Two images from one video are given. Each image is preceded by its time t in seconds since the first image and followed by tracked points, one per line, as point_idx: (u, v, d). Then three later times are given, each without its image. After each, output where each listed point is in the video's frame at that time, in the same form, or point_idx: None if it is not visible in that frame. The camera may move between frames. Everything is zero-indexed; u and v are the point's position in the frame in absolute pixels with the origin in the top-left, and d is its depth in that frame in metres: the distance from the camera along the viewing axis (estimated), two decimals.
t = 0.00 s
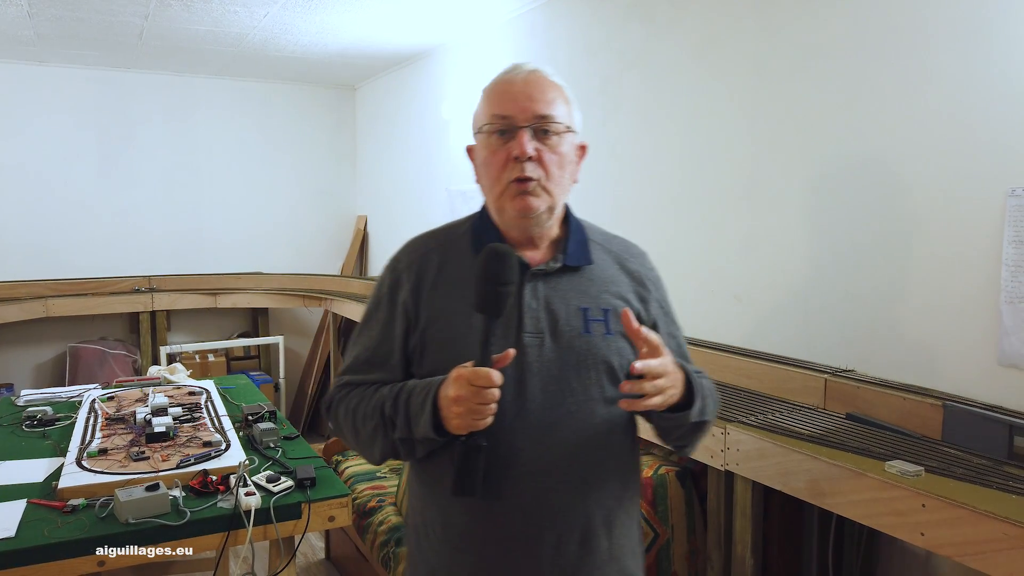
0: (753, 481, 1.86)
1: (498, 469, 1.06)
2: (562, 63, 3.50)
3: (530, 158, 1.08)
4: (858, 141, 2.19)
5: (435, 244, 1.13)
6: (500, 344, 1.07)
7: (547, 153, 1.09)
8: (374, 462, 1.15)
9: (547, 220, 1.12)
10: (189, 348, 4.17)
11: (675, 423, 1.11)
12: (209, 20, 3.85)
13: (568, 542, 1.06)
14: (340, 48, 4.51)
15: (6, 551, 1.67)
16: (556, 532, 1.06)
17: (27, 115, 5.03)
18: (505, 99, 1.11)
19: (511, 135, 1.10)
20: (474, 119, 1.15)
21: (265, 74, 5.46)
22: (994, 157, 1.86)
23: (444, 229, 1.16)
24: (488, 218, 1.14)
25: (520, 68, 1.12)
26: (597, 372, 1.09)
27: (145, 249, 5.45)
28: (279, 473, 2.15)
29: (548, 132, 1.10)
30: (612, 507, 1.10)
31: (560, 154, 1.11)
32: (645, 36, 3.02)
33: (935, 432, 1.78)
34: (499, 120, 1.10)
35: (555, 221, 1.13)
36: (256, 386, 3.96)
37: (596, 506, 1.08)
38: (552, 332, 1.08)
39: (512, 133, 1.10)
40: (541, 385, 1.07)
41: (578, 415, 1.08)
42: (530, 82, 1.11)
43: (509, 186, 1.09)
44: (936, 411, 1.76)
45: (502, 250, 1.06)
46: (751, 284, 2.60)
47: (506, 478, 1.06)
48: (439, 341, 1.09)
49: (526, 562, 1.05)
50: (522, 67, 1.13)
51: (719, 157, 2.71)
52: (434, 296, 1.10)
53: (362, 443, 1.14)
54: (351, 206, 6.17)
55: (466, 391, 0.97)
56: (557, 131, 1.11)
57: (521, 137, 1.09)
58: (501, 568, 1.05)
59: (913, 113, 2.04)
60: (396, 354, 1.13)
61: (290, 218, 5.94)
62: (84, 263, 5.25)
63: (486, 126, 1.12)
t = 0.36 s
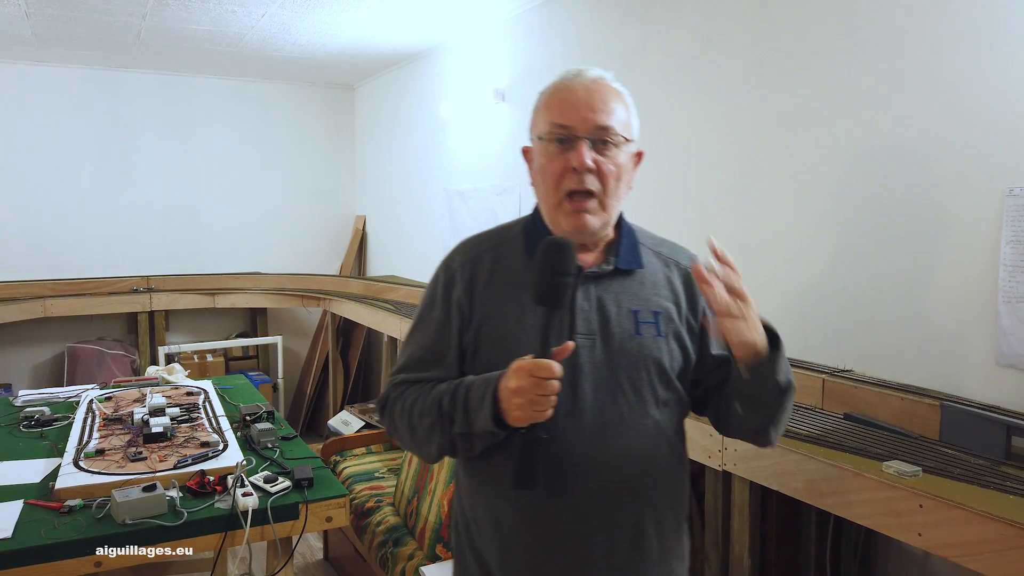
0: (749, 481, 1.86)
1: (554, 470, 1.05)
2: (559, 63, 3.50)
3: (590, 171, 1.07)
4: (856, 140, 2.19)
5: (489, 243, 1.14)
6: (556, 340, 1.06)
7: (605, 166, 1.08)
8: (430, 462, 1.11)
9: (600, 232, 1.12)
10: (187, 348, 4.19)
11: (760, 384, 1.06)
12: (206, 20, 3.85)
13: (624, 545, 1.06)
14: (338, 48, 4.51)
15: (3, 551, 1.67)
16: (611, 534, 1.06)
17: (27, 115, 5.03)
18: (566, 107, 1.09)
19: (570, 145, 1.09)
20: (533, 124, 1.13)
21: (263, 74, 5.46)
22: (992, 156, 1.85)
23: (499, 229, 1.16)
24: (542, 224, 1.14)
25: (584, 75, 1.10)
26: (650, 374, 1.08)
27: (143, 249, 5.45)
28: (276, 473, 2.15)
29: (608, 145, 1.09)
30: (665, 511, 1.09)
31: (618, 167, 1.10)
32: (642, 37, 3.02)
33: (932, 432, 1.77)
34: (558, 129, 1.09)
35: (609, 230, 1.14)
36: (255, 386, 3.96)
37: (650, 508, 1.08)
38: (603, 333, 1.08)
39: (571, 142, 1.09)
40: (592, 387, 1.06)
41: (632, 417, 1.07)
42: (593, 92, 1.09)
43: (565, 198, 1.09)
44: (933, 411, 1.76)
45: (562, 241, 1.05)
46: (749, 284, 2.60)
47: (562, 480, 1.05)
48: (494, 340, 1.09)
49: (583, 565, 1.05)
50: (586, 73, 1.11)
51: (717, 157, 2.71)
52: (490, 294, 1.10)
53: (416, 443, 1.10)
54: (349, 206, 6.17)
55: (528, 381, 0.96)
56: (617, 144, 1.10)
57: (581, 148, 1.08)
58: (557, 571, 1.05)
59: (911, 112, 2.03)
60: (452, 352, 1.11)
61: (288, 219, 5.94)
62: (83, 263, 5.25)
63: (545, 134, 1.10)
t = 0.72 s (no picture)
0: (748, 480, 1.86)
1: (576, 463, 1.11)
2: (558, 62, 3.49)
3: (621, 167, 1.11)
4: (855, 141, 2.19)
5: (518, 239, 1.20)
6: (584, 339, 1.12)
7: (637, 162, 1.12)
8: (450, 451, 1.17)
9: (630, 227, 1.16)
10: (186, 348, 4.19)
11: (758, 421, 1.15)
12: (205, 19, 3.85)
13: (639, 538, 1.13)
14: (337, 47, 4.50)
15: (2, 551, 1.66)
16: (627, 528, 1.12)
17: (25, 115, 5.03)
18: (602, 105, 1.13)
19: (604, 142, 1.13)
20: (569, 122, 1.17)
21: (262, 73, 5.46)
22: (990, 155, 1.85)
23: (528, 225, 1.23)
24: (574, 221, 1.19)
25: (619, 73, 1.14)
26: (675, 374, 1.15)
27: (142, 249, 5.45)
28: (275, 473, 2.15)
29: (641, 142, 1.13)
30: (679, 507, 1.16)
31: (651, 163, 1.13)
32: (641, 36, 3.01)
33: (929, 432, 1.77)
34: (593, 127, 1.13)
35: (638, 226, 1.18)
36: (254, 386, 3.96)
37: (665, 503, 1.15)
38: (631, 332, 1.14)
39: (604, 139, 1.13)
40: (619, 382, 1.12)
41: (654, 414, 1.14)
42: (628, 90, 1.13)
43: (596, 193, 1.13)
44: (931, 411, 1.76)
45: (596, 246, 1.05)
46: (747, 283, 2.60)
47: (583, 473, 1.11)
48: (520, 334, 1.14)
49: (599, 556, 1.11)
50: (621, 72, 1.15)
51: (716, 157, 2.71)
52: (516, 289, 1.15)
53: (439, 430, 1.17)
54: (348, 206, 6.17)
55: (554, 381, 0.98)
56: (650, 141, 1.14)
57: (613, 144, 1.12)
58: (573, 560, 1.11)
59: (908, 112, 2.03)
60: (478, 343, 1.18)
61: (287, 218, 5.93)
62: (81, 263, 5.25)
63: (581, 131, 1.15)
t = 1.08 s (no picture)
0: (746, 479, 1.86)
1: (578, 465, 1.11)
2: (556, 61, 3.49)
3: (622, 177, 1.11)
4: (853, 141, 2.19)
5: (515, 243, 1.20)
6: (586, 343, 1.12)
7: (636, 172, 1.13)
8: (452, 457, 1.18)
9: (627, 237, 1.16)
10: (184, 348, 4.19)
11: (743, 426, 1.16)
12: (203, 18, 3.84)
13: (643, 539, 1.13)
14: (335, 46, 4.50)
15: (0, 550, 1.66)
16: (632, 530, 1.12)
17: (23, 114, 5.02)
18: (604, 112, 1.13)
19: (605, 150, 1.13)
20: (570, 126, 1.18)
21: (260, 72, 5.45)
22: (989, 155, 1.85)
23: (525, 229, 1.23)
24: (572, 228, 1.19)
25: (623, 79, 1.14)
26: (674, 378, 1.15)
27: (139, 249, 5.44)
28: (273, 473, 2.15)
29: (642, 151, 1.13)
30: (682, 508, 1.17)
31: (650, 173, 1.14)
32: (640, 35, 3.01)
33: (928, 432, 1.77)
34: (595, 133, 1.13)
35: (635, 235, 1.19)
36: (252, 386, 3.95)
37: (669, 505, 1.15)
38: (631, 336, 1.14)
39: (605, 147, 1.13)
40: (621, 386, 1.12)
41: (657, 417, 1.14)
42: (631, 96, 1.13)
43: (596, 204, 1.13)
44: (929, 411, 1.76)
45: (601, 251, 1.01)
46: (746, 283, 2.60)
47: (587, 476, 1.11)
48: (521, 339, 1.14)
49: (604, 558, 1.11)
50: (625, 77, 1.14)
51: (715, 156, 2.71)
52: (515, 294, 1.15)
53: (441, 435, 1.17)
54: (346, 205, 6.17)
55: (561, 386, 0.97)
56: (651, 150, 1.14)
57: (615, 153, 1.12)
58: (579, 563, 1.11)
59: (906, 112, 2.03)
60: (477, 349, 1.18)
61: (285, 217, 5.93)
62: (79, 263, 5.24)
63: (582, 137, 1.15)
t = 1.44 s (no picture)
0: (744, 478, 1.85)
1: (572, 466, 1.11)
2: (554, 61, 3.49)
3: (608, 168, 1.12)
4: (850, 140, 2.18)
5: (503, 246, 1.19)
6: (578, 348, 1.12)
7: (623, 164, 1.13)
8: (444, 462, 1.18)
9: (614, 231, 1.16)
10: (180, 347, 4.17)
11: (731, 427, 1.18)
12: (199, 17, 3.83)
13: (638, 537, 1.13)
14: (331, 45, 4.49)
15: None
16: (627, 530, 1.12)
17: (18, 113, 5.00)
18: (587, 107, 1.14)
19: (591, 143, 1.14)
20: (554, 123, 1.18)
21: (257, 71, 5.44)
22: (987, 153, 1.85)
23: (512, 230, 1.23)
24: (560, 226, 1.20)
25: (606, 75, 1.15)
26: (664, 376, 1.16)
27: (135, 248, 5.43)
28: (270, 473, 2.14)
29: (628, 144, 1.14)
30: (675, 504, 1.18)
31: (637, 166, 1.15)
32: (637, 34, 3.01)
33: (925, 430, 1.77)
34: (579, 129, 1.14)
35: (622, 229, 1.18)
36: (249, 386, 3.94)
37: (662, 503, 1.15)
38: (621, 337, 1.14)
39: (591, 141, 1.14)
40: (614, 387, 1.13)
41: (649, 417, 1.14)
42: (614, 92, 1.15)
43: (582, 196, 1.13)
44: (927, 409, 1.76)
45: (591, 258, 0.98)
46: (743, 281, 2.59)
47: (581, 477, 1.11)
48: (511, 342, 1.14)
49: (601, 558, 1.11)
50: (607, 74, 1.16)
51: (712, 154, 2.70)
52: (505, 296, 1.15)
53: (434, 442, 1.17)
54: (343, 205, 6.16)
55: (553, 395, 0.97)
56: (636, 144, 1.15)
57: (600, 146, 1.13)
58: (576, 564, 1.11)
59: (904, 110, 2.03)
60: (467, 353, 1.17)
61: (282, 217, 5.92)
62: (74, 262, 5.23)
63: (567, 132, 1.15)
